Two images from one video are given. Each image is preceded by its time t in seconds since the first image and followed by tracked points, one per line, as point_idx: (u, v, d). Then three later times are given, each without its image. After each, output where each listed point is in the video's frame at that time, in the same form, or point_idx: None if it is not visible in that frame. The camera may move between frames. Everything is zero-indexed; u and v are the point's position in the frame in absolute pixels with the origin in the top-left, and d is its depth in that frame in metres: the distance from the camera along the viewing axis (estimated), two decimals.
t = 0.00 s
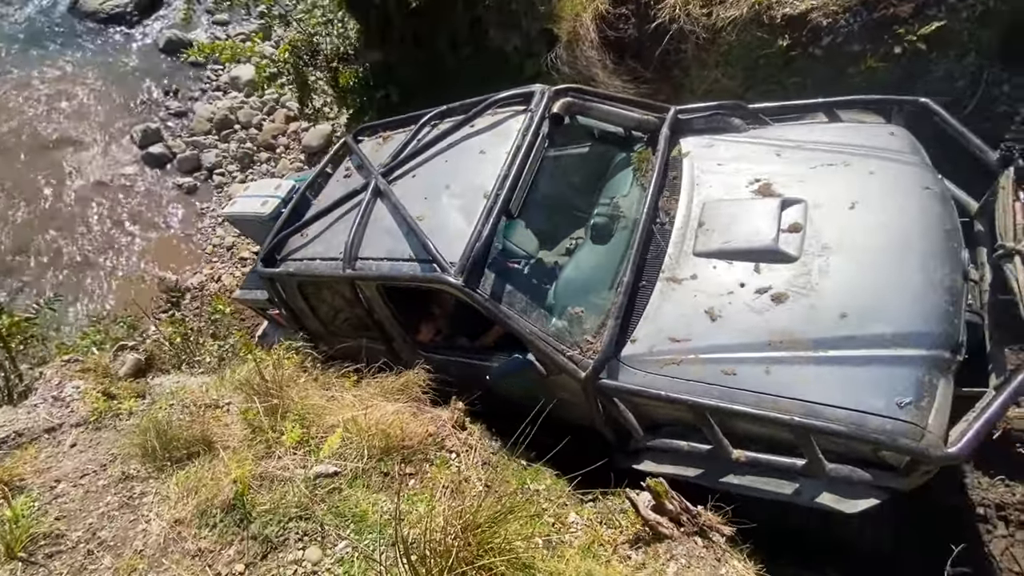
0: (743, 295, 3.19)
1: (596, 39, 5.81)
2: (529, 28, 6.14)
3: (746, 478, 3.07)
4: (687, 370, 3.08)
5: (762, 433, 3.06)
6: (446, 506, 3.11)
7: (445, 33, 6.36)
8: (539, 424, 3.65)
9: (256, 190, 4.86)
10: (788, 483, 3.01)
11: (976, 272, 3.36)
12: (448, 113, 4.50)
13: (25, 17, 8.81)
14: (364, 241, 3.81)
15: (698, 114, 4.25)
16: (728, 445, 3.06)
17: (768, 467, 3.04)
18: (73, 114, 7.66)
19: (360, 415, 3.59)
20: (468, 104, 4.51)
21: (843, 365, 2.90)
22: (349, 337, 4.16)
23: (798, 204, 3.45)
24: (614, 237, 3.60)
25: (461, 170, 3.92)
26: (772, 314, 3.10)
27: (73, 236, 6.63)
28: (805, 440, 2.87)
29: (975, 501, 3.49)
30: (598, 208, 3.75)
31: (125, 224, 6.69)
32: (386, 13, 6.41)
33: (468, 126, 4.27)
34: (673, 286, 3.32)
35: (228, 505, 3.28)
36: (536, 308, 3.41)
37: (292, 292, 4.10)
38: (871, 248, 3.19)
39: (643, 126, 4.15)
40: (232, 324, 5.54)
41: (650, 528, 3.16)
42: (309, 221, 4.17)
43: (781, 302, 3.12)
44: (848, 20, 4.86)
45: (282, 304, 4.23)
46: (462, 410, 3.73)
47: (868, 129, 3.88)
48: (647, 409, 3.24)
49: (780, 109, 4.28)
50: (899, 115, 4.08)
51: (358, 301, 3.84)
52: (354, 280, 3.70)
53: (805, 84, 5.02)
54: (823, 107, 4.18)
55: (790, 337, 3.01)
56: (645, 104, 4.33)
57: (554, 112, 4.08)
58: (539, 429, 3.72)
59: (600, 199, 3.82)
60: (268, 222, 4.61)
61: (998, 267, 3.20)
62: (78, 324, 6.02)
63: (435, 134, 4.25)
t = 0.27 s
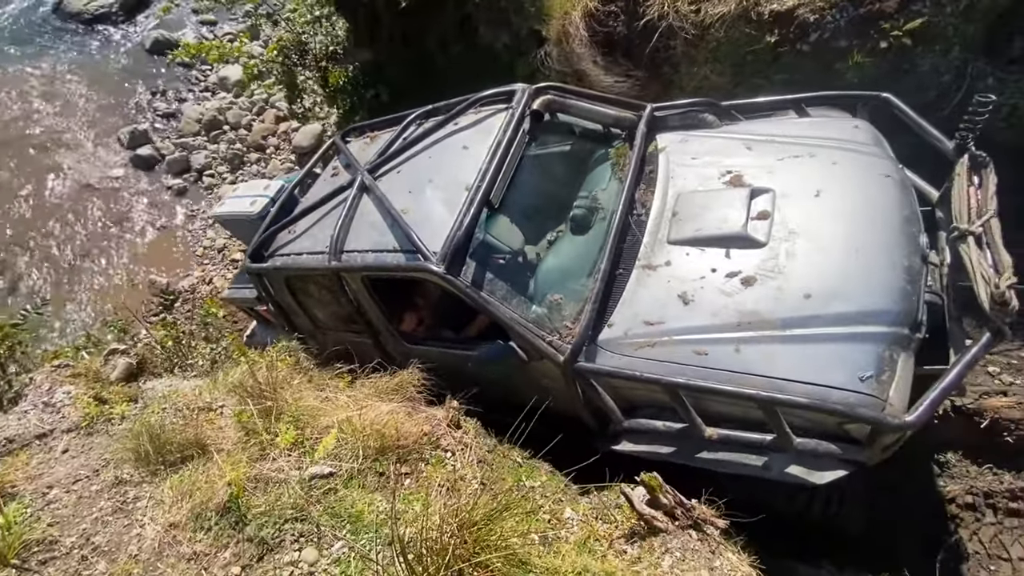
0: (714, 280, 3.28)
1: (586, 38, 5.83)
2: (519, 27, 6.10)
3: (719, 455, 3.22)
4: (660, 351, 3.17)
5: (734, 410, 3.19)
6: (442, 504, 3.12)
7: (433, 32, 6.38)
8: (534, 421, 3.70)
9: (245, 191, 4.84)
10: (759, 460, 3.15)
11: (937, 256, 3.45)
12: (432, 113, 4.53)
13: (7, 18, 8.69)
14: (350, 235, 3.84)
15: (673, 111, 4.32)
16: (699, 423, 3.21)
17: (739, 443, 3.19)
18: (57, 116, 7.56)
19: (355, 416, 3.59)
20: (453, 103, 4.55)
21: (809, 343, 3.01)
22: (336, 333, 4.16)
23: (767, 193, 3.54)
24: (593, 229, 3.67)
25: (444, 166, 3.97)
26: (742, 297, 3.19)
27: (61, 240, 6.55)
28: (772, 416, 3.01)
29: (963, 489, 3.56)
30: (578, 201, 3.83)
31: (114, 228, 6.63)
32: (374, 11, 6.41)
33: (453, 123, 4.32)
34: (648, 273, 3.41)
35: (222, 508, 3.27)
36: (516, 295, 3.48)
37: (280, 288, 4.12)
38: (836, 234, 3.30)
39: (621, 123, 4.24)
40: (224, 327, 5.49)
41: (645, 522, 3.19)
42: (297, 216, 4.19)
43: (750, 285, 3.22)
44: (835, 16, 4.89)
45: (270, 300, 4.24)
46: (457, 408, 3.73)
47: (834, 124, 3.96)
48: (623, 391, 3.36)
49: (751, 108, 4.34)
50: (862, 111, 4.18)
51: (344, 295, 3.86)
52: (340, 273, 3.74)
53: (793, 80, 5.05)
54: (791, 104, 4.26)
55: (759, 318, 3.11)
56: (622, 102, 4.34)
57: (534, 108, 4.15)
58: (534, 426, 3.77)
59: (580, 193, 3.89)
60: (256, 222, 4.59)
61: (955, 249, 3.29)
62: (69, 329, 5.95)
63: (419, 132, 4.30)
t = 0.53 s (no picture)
0: (708, 270, 3.32)
1: (580, 37, 5.82)
2: (513, 25, 6.09)
3: (713, 442, 3.23)
4: (654, 339, 3.20)
5: (727, 397, 3.22)
6: (439, 503, 3.12)
7: (427, 31, 6.37)
8: (530, 418, 3.72)
9: (242, 185, 4.82)
10: (750, 449, 3.17)
11: (925, 250, 3.49)
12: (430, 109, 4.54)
13: None
14: (347, 225, 3.84)
15: (668, 109, 4.30)
16: (692, 409, 3.24)
17: (733, 429, 3.21)
18: (47, 115, 7.49)
19: (350, 415, 3.58)
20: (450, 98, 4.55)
21: (800, 329, 3.04)
22: (332, 325, 4.15)
23: (759, 185, 3.57)
24: (589, 222, 3.70)
25: (442, 159, 3.97)
26: (735, 286, 3.23)
27: (53, 241, 6.49)
28: (764, 402, 3.03)
29: (955, 484, 3.59)
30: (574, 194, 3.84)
31: (106, 228, 6.57)
32: (367, 9, 6.39)
33: (451, 118, 4.32)
34: (643, 264, 3.43)
35: (218, 509, 3.26)
36: (512, 284, 3.50)
37: (276, 279, 4.10)
38: (827, 225, 3.33)
39: (614, 122, 4.23)
40: (218, 328, 5.45)
41: (641, 519, 3.20)
42: (294, 208, 4.17)
43: (742, 274, 3.26)
44: (827, 14, 4.92)
45: (266, 292, 4.22)
46: (453, 407, 3.74)
47: (823, 120, 4.01)
48: (618, 381, 3.38)
49: (742, 108, 4.36)
50: (852, 110, 4.19)
51: (340, 285, 3.86)
52: (337, 262, 3.73)
53: (785, 78, 5.07)
54: (782, 104, 4.29)
55: (751, 306, 3.15)
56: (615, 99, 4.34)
57: (531, 103, 4.16)
58: (531, 424, 3.78)
59: (575, 187, 3.89)
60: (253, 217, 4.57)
61: (940, 241, 3.34)
62: (60, 331, 5.90)
63: (416, 126, 4.29)
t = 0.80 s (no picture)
0: (698, 271, 3.34)
1: (579, 36, 5.84)
2: (513, 24, 6.10)
3: (702, 442, 3.26)
4: (645, 339, 3.23)
5: (716, 397, 3.25)
6: (437, 500, 3.14)
7: (426, 30, 6.37)
8: (527, 417, 3.73)
9: (236, 185, 4.84)
10: (739, 449, 3.19)
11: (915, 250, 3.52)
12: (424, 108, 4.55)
13: None
14: (340, 226, 3.84)
15: (660, 109, 4.36)
16: (682, 410, 3.27)
17: (722, 429, 3.24)
18: (44, 112, 7.45)
19: (349, 413, 3.58)
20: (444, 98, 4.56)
21: (788, 330, 3.07)
22: (325, 325, 4.16)
23: (750, 186, 3.59)
24: (582, 223, 3.71)
25: (434, 159, 3.97)
26: (725, 287, 3.25)
27: (50, 238, 6.47)
28: (752, 402, 3.06)
29: (950, 483, 3.62)
30: (567, 195, 3.85)
31: (103, 225, 6.55)
32: (365, 7, 6.36)
33: (444, 118, 4.33)
34: (635, 264, 3.46)
35: (217, 506, 3.26)
36: (504, 284, 3.51)
37: (269, 279, 4.11)
38: (816, 225, 3.35)
39: (608, 121, 4.26)
40: (216, 325, 5.44)
41: (638, 517, 3.22)
42: (287, 208, 4.18)
43: (732, 275, 3.28)
44: (825, 15, 4.94)
45: (260, 292, 4.23)
46: (452, 406, 3.75)
47: (814, 120, 4.02)
48: (609, 381, 3.41)
49: (736, 105, 4.40)
50: (844, 109, 4.23)
51: (333, 286, 3.87)
52: (329, 263, 3.74)
53: (783, 79, 5.10)
54: (775, 103, 4.31)
55: (741, 307, 3.17)
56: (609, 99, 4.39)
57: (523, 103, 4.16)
58: (528, 423, 3.79)
59: (568, 187, 3.91)
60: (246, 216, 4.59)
61: (929, 241, 3.37)
62: (58, 328, 5.88)
63: (409, 126, 4.30)
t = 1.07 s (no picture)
0: (687, 274, 3.36)
1: (581, 36, 5.87)
2: (515, 24, 6.11)
3: (690, 442, 3.30)
4: (635, 341, 3.25)
5: (704, 398, 3.29)
6: (437, 499, 3.14)
7: (427, 29, 6.37)
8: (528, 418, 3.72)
9: (230, 185, 4.84)
10: (726, 449, 3.23)
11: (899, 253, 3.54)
12: (418, 111, 4.56)
13: None
14: (334, 228, 3.84)
15: (651, 112, 4.35)
16: (671, 410, 3.31)
17: (709, 429, 3.28)
18: (43, 107, 7.43)
19: (350, 412, 3.59)
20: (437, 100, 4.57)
21: (774, 333, 3.10)
22: (320, 326, 4.17)
23: (738, 190, 3.61)
24: (573, 225, 3.73)
25: (427, 161, 3.98)
26: (713, 290, 3.28)
27: (50, 234, 6.45)
28: (737, 403, 3.10)
29: (947, 484, 3.64)
30: (559, 197, 3.86)
31: (103, 221, 6.54)
32: (367, 5, 6.37)
33: (436, 120, 4.33)
34: (625, 267, 3.48)
35: (218, 503, 3.27)
36: (496, 287, 3.51)
37: (264, 281, 4.11)
38: (802, 229, 3.38)
39: (600, 122, 4.27)
40: (216, 323, 5.43)
41: (637, 516, 3.24)
42: (282, 210, 4.18)
43: (720, 278, 3.30)
44: (827, 18, 4.95)
45: (254, 293, 4.23)
46: (452, 404, 3.75)
47: (803, 124, 4.03)
48: (599, 381, 3.45)
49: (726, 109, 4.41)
50: (832, 113, 4.23)
51: (328, 287, 3.87)
52: (324, 265, 3.75)
53: (784, 82, 5.11)
54: (765, 107, 4.30)
55: (728, 310, 3.19)
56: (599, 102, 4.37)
57: (516, 106, 4.17)
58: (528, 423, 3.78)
59: (559, 190, 3.92)
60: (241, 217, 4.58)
61: (912, 245, 3.40)
62: (57, 325, 5.87)
63: (402, 128, 4.31)
